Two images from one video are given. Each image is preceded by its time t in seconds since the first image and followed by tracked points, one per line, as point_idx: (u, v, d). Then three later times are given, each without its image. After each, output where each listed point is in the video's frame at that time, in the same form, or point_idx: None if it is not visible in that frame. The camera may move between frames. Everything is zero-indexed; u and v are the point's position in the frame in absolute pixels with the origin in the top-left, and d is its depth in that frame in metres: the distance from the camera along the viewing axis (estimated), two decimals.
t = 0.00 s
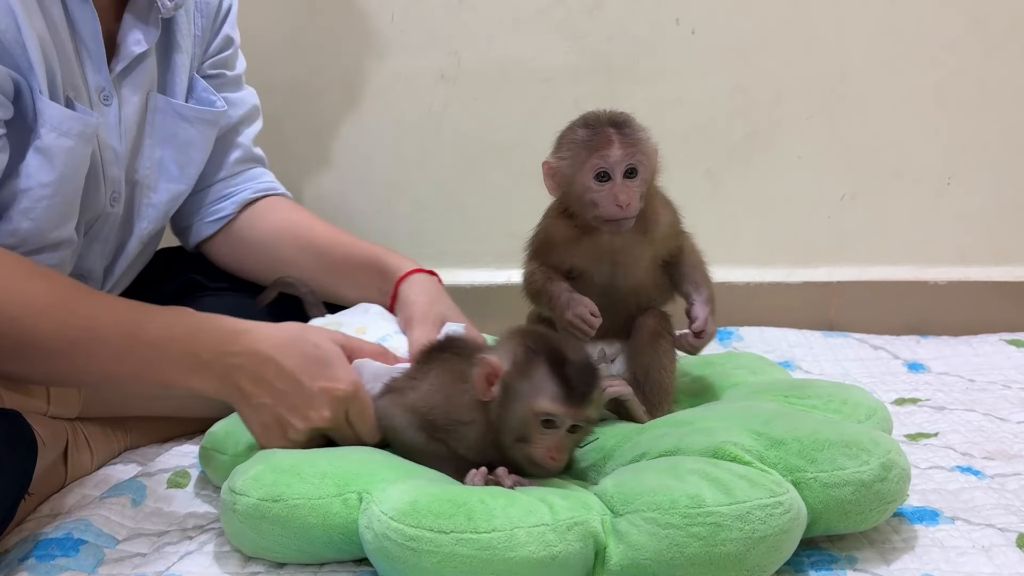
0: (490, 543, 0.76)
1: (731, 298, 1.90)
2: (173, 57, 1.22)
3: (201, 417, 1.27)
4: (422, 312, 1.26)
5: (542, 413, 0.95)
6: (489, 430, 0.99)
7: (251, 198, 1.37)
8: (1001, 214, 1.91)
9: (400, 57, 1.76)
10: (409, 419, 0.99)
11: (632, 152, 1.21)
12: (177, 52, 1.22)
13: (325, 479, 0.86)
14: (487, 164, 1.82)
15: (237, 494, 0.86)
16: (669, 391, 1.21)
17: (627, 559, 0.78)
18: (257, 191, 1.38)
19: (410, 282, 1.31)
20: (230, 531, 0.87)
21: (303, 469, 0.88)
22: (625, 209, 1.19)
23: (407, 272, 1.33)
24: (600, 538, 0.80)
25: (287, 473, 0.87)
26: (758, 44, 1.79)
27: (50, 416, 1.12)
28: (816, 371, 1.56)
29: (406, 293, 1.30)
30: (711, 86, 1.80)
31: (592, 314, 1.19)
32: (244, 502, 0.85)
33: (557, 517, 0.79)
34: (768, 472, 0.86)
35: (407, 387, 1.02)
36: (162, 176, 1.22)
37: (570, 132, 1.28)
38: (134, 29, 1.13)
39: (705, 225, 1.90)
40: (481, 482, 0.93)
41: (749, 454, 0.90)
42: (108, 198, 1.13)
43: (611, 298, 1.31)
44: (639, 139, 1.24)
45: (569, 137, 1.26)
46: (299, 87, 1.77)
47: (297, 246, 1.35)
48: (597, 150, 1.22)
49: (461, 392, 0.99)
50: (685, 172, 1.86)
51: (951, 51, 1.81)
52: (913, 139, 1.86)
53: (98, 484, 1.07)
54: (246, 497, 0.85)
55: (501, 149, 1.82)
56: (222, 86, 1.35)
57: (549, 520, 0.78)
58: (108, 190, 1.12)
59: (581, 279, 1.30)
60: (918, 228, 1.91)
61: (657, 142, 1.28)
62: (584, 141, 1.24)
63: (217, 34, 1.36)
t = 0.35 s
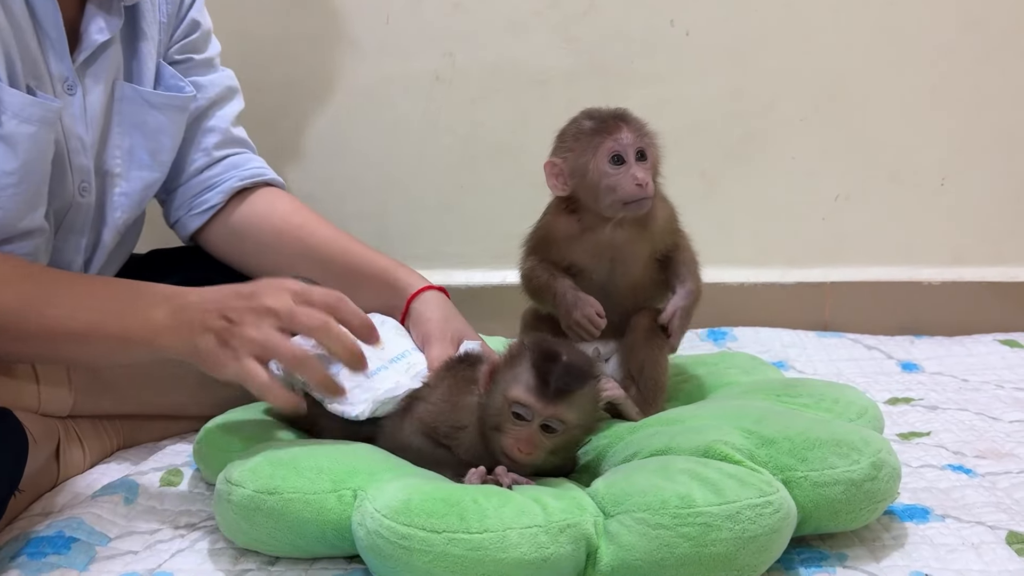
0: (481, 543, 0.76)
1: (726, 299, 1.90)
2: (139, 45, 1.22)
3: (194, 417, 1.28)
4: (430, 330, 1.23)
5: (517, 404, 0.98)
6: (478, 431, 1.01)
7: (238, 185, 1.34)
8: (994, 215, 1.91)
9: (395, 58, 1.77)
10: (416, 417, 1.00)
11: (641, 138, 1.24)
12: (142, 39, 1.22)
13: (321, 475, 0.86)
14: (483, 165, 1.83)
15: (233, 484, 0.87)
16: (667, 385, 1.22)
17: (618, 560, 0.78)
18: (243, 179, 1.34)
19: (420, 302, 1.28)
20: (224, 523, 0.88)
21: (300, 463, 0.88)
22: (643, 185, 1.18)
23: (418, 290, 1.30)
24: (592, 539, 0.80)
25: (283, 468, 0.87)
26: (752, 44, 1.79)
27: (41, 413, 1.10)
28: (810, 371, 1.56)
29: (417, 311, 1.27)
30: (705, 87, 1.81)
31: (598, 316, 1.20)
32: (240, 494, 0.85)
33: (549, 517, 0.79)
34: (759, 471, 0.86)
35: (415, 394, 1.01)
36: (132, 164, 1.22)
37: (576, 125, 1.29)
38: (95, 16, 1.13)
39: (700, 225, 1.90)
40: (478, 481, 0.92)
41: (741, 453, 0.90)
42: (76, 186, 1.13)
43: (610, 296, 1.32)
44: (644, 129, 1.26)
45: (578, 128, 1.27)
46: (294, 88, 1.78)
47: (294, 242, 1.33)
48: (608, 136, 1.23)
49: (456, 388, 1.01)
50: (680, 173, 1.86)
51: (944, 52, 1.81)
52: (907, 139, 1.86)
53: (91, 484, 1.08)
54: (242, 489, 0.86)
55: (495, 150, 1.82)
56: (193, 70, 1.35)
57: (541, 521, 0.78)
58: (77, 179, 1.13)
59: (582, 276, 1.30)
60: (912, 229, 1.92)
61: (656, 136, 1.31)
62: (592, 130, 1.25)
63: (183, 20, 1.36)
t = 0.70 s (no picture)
0: (477, 544, 0.76)
1: (723, 301, 1.91)
2: (113, 34, 1.22)
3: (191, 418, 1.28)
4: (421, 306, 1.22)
5: (503, 400, 0.96)
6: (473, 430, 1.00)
7: (236, 163, 1.33)
8: (990, 216, 1.92)
9: (391, 60, 1.77)
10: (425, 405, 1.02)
11: (637, 143, 1.22)
12: (115, 27, 1.22)
13: (317, 476, 0.86)
14: (481, 167, 1.84)
15: (228, 486, 0.86)
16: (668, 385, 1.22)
17: (614, 560, 0.78)
18: (241, 157, 1.34)
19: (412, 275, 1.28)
20: (219, 524, 0.88)
21: (295, 465, 0.88)
22: (629, 197, 1.18)
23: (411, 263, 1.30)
24: (589, 540, 0.79)
25: (279, 469, 0.87)
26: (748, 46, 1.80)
27: (36, 414, 1.10)
28: (807, 372, 1.56)
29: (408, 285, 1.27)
30: (701, 89, 1.81)
31: (601, 318, 1.18)
32: (235, 495, 0.85)
33: (545, 518, 0.79)
34: (755, 471, 0.86)
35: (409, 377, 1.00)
36: (111, 154, 1.20)
37: (578, 126, 1.29)
38: (64, 7, 1.14)
39: (696, 227, 1.91)
40: (473, 481, 0.92)
41: (736, 453, 0.90)
42: (54, 175, 1.13)
43: (613, 295, 1.32)
44: (646, 131, 1.25)
45: (577, 131, 1.27)
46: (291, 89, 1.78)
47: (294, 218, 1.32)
48: (601, 141, 1.22)
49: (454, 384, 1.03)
50: (676, 174, 1.87)
51: (940, 54, 1.82)
52: (902, 141, 1.87)
53: (86, 485, 1.08)
54: (237, 490, 0.86)
55: (493, 152, 1.83)
56: (172, 54, 1.34)
57: (537, 522, 0.78)
58: (54, 170, 1.13)
59: (585, 276, 1.30)
60: (908, 230, 1.92)
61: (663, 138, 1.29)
62: (590, 134, 1.25)
63: (161, 10, 1.35)
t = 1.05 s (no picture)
0: (476, 551, 0.76)
1: (721, 303, 1.91)
2: (105, 35, 1.22)
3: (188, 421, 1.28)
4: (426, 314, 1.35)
5: (511, 382, 0.97)
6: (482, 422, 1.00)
7: (226, 179, 1.35)
8: (987, 219, 1.93)
9: (390, 64, 1.77)
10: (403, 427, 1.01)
11: (646, 140, 1.24)
12: (108, 28, 1.22)
13: (317, 477, 0.86)
14: (479, 170, 1.84)
15: (228, 486, 0.86)
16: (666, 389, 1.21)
17: (613, 564, 0.78)
18: (230, 173, 1.35)
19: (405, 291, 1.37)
20: (218, 525, 0.88)
21: (295, 466, 0.88)
22: (648, 188, 1.19)
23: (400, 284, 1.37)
24: (588, 545, 0.79)
25: (279, 470, 0.87)
26: (746, 48, 1.80)
27: (33, 416, 1.10)
28: (805, 374, 1.56)
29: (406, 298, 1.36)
30: (700, 91, 1.81)
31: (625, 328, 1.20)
32: (234, 495, 0.85)
33: (544, 524, 0.79)
34: (754, 475, 0.86)
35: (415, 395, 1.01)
36: (102, 153, 1.21)
37: (579, 126, 1.30)
38: (59, 7, 1.13)
39: (694, 230, 1.91)
40: (475, 486, 0.92)
41: (735, 456, 0.90)
42: (50, 175, 1.13)
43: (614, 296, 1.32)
44: (648, 131, 1.27)
45: (583, 129, 1.27)
46: (289, 92, 1.78)
47: (275, 229, 1.35)
48: (612, 138, 1.23)
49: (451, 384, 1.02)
50: (675, 176, 1.87)
51: (937, 57, 1.82)
52: (900, 143, 1.87)
53: (84, 489, 1.08)
54: (236, 490, 0.86)
55: (491, 155, 1.83)
56: (171, 67, 1.33)
57: (536, 528, 0.78)
58: (49, 169, 1.12)
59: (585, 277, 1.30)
60: (906, 233, 1.93)
61: (659, 137, 1.31)
62: (597, 132, 1.25)
63: (155, 16, 1.33)
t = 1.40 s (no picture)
0: (476, 556, 0.76)
1: (720, 306, 1.91)
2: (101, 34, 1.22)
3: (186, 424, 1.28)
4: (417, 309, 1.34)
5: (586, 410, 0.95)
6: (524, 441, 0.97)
7: (220, 180, 1.35)
8: (985, 221, 1.93)
9: (389, 67, 1.77)
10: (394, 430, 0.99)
11: (640, 138, 1.25)
12: (103, 26, 1.22)
13: (317, 480, 0.87)
14: (478, 173, 1.84)
15: (227, 489, 0.86)
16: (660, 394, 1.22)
17: (613, 569, 0.78)
18: (224, 173, 1.36)
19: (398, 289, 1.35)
20: (217, 528, 0.88)
21: (295, 468, 0.88)
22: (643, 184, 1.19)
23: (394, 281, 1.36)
24: (587, 550, 0.79)
25: (279, 472, 0.87)
26: (744, 51, 1.80)
27: (32, 419, 1.11)
28: (804, 377, 1.57)
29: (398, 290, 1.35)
30: (698, 94, 1.82)
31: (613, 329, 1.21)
32: (233, 498, 0.85)
33: (544, 529, 0.79)
34: (753, 477, 0.86)
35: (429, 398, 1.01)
36: (94, 151, 1.21)
37: (573, 125, 1.30)
38: (54, 7, 1.13)
39: (693, 233, 1.91)
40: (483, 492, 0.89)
41: (734, 458, 0.90)
42: (47, 175, 1.13)
43: (609, 296, 1.32)
44: (641, 129, 1.28)
45: (577, 128, 1.28)
46: (289, 95, 1.78)
47: (271, 233, 1.35)
48: (607, 136, 1.24)
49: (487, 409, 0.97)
50: (673, 179, 1.87)
51: (935, 60, 1.83)
52: (898, 146, 1.87)
53: (82, 492, 1.07)
54: (236, 492, 0.86)
55: (490, 158, 1.83)
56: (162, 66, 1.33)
57: (535, 533, 0.78)
58: (47, 169, 1.13)
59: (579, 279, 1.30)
60: (904, 235, 1.93)
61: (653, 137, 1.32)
62: (591, 130, 1.26)
63: (149, 16, 1.33)
